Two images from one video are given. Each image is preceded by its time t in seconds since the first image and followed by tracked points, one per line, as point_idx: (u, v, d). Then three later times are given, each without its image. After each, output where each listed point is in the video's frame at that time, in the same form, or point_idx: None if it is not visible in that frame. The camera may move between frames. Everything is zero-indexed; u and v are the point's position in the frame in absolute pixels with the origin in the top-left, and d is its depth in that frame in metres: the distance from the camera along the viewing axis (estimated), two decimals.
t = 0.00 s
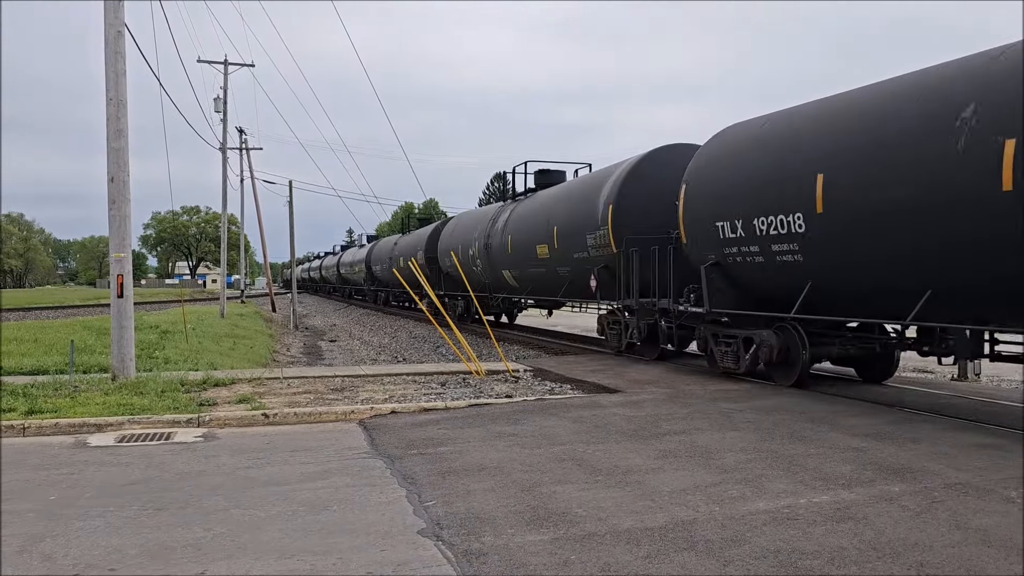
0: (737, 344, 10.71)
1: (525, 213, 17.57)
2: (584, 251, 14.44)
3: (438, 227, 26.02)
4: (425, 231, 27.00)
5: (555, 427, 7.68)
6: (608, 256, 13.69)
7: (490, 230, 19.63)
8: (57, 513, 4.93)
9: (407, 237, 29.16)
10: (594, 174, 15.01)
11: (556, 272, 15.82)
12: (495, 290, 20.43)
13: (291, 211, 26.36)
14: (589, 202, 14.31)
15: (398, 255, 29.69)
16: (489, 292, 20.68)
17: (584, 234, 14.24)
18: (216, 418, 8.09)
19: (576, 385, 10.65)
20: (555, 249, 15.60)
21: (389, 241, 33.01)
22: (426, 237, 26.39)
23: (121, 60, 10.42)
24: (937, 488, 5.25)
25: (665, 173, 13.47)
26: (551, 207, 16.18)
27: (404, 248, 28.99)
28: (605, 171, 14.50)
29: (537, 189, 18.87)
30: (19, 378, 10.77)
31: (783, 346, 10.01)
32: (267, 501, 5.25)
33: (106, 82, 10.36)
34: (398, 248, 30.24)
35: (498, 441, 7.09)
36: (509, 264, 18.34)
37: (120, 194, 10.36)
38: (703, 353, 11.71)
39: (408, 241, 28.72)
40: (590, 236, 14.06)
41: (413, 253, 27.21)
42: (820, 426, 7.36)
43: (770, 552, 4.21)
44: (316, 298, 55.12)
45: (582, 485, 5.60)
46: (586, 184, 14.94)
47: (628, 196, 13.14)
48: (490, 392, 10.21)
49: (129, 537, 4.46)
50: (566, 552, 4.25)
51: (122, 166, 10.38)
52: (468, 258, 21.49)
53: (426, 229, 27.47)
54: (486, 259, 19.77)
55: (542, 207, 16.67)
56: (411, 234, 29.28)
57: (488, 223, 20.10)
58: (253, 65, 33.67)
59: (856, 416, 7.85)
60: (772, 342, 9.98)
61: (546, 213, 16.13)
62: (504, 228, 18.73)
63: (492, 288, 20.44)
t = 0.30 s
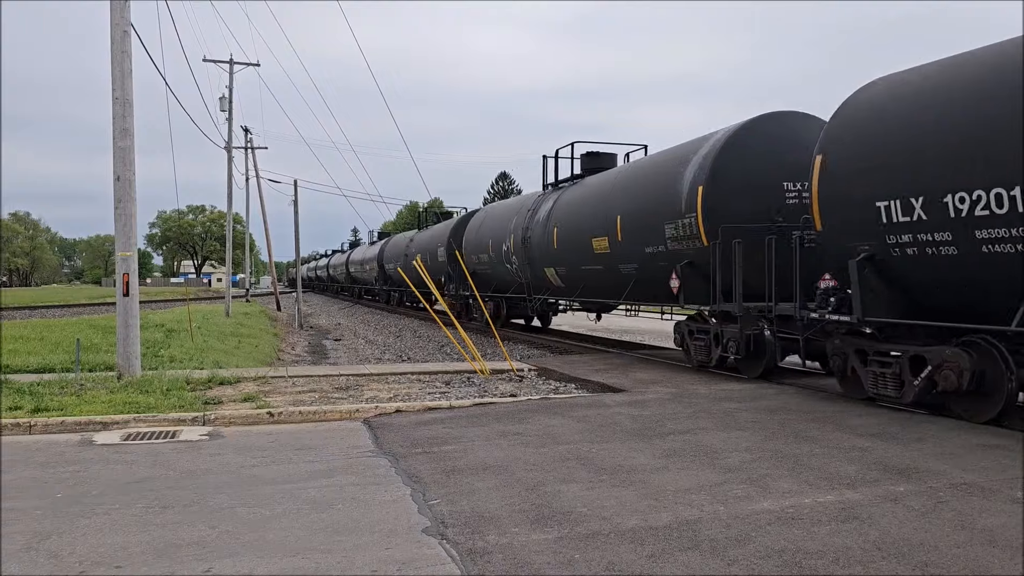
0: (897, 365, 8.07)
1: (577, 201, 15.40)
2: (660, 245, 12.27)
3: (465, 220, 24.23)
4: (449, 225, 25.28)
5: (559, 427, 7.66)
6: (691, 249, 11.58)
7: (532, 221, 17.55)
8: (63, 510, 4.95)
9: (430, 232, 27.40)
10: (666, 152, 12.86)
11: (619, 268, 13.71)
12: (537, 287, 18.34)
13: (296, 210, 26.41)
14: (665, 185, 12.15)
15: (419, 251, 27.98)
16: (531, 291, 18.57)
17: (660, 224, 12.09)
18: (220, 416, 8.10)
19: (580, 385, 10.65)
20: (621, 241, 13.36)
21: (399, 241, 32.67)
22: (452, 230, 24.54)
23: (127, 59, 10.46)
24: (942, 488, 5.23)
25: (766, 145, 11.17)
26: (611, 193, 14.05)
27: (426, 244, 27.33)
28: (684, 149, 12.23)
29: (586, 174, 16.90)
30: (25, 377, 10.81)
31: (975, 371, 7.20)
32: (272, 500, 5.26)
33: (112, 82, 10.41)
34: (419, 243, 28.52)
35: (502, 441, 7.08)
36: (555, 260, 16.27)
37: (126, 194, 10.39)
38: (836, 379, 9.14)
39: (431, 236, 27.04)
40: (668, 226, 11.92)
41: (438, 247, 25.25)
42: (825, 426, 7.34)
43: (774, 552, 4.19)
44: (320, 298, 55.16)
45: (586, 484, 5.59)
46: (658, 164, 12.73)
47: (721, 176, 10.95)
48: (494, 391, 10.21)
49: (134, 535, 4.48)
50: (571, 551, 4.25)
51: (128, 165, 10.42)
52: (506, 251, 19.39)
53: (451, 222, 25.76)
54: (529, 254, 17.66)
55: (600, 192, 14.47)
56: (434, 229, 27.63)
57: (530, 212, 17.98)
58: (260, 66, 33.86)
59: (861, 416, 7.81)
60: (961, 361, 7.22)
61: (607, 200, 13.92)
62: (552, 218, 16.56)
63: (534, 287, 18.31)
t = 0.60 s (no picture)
0: None
1: (641, 183, 12.78)
2: (774, 233, 9.46)
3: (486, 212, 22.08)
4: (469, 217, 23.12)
5: (560, 425, 7.66)
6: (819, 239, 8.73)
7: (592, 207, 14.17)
8: (64, 508, 4.96)
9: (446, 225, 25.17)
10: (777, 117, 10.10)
11: (700, 265, 11.14)
12: (585, 288, 15.47)
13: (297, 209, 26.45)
14: (775, 158, 9.44)
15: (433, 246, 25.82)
16: (574, 293, 15.99)
17: (768, 208, 9.47)
18: (222, 414, 8.11)
19: (581, 383, 10.65)
20: (708, 230, 10.65)
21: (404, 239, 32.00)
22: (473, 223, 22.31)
23: (129, 57, 10.46)
24: (942, 487, 5.23)
25: (934, 99, 8.13)
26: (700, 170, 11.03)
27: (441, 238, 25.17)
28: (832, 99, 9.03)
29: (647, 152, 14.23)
30: (26, 375, 10.83)
31: None
32: (273, 497, 5.27)
33: (114, 80, 10.41)
34: (433, 238, 26.32)
35: (503, 439, 7.08)
36: (609, 254, 13.68)
37: (127, 192, 10.39)
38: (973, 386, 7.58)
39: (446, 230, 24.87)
40: (785, 209, 9.16)
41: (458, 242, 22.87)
42: (826, 425, 7.33)
43: (774, 551, 4.20)
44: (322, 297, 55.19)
45: (587, 482, 5.60)
46: (788, 125, 9.53)
47: (870, 138, 8.04)
48: (495, 390, 10.21)
49: (136, 533, 4.48)
50: (572, 550, 4.25)
51: (129, 163, 10.42)
52: (549, 245, 16.38)
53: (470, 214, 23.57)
54: (576, 248, 15.01)
55: (669, 172, 11.92)
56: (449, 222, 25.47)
57: (575, 199, 15.45)
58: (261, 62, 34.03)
59: (863, 415, 7.80)
60: None
61: (681, 180, 11.41)
62: (610, 203, 13.66)
63: (578, 288, 15.83)
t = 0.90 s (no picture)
0: None
1: (732, 159, 10.24)
2: (878, 226, 7.74)
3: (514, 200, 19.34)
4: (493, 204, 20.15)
5: (561, 423, 7.66)
6: (944, 236, 7.02)
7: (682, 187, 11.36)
8: (64, 506, 4.96)
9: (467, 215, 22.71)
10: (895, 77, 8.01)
11: (731, 267, 10.40)
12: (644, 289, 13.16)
13: (297, 207, 26.48)
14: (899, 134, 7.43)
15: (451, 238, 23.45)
16: (639, 293, 13.33)
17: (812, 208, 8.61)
18: (222, 413, 8.11)
19: (582, 382, 10.64)
20: (819, 225, 8.53)
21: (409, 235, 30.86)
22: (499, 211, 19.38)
23: (129, 55, 10.46)
24: (942, 485, 5.23)
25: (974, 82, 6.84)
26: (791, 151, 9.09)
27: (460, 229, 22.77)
28: (980, 51, 6.94)
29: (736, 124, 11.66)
30: (27, 373, 10.83)
31: None
32: (274, 496, 5.27)
33: (114, 78, 10.40)
34: (450, 229, 23.89)
35: (503, 437, 7.08)
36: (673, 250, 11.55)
37: (128, 190, 10.38)
38: None
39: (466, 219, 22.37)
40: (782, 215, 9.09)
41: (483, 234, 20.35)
42: (827, 424, 7.33)
43: (774, 548, 4.20)
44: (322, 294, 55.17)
45: (587, 480, 5.60)
46: (901, 93, 7.65)
47: (999, 115, 6.41)
48: (496, 388, 10.21)
49: (136, 530, 4.49)
50: (572, 547, 4.25)
51: (129, 161, 10.42)
52: (607, 236, 13.70)
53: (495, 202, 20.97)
54: (637, 241, 12.57)
55: (770, 146, 9.52)
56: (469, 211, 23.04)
57: (641, 182, 12.73)
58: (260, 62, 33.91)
59: (864, 413, 7.78)
60: None
61: (786, 156, 9.07)
62: (688, 188, 11.10)
63: (638, 289, 13.31)
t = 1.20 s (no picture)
0: None
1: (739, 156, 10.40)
2: (874, 224, 8.00)
3: (555, 187, 17.37)
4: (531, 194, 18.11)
5: (563, 421, 7.66)
6: (936, 233, 7.28)
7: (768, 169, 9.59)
8: (67, 503, 4.97)
9: (498, 206, 20.61)
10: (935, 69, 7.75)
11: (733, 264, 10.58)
12: (737, 294, 10.74)
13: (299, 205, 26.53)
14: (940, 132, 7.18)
15: (479, 233, 21.32)
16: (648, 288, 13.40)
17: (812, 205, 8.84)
18: (225, 410, 8.12)
19: (584, 379, 10.64)
20: (834, 214, 8.47)
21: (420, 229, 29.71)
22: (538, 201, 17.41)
23: (131, 53, 10.46)
24: (944, 483, 5.22)
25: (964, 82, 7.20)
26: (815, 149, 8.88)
27: (490, 223, 20.63)
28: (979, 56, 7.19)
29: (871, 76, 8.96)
30: (29, 371, 10.85)
31: None
32: (276, 493, 5.27)
33: (116, 76, 10.41)
34: (479, 223, 21.84)
35: (505, 435, 7.07)
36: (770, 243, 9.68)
37: (130, 187, 10.40)
38: None
39: (498, 212, 20.27)
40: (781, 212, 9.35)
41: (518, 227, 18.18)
42: (829, 421, 7.32)
43: (776, 546, 4.19)
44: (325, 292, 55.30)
45: (589, 478, 5.59)
46: (901, 96, 7.91)
47: (1000, 115, 6.61)
48: (497, 386, 10.20)
49: (139, 528, 4.50)
50: (573, 545, 4.25)
51: (132, 159, 10.43)
52: (690, 225, 11.27)
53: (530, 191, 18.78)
54: (734, 231, 10.31)
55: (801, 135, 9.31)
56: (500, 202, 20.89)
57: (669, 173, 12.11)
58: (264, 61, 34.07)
59: (867, 411, 7.76)
60: None
61: (816, 145, 8.88)
62: (772, 165, 9.55)
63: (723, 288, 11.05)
